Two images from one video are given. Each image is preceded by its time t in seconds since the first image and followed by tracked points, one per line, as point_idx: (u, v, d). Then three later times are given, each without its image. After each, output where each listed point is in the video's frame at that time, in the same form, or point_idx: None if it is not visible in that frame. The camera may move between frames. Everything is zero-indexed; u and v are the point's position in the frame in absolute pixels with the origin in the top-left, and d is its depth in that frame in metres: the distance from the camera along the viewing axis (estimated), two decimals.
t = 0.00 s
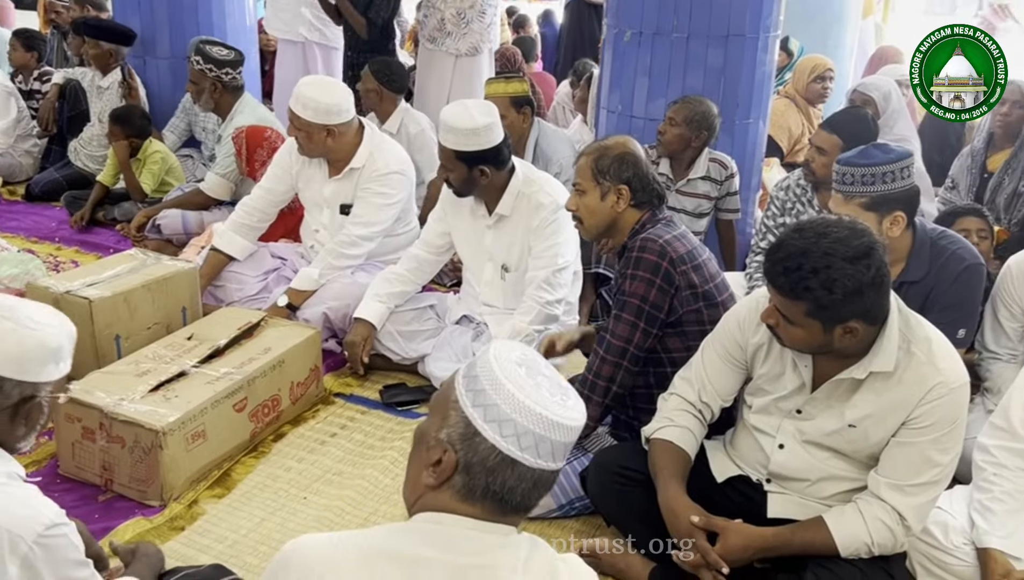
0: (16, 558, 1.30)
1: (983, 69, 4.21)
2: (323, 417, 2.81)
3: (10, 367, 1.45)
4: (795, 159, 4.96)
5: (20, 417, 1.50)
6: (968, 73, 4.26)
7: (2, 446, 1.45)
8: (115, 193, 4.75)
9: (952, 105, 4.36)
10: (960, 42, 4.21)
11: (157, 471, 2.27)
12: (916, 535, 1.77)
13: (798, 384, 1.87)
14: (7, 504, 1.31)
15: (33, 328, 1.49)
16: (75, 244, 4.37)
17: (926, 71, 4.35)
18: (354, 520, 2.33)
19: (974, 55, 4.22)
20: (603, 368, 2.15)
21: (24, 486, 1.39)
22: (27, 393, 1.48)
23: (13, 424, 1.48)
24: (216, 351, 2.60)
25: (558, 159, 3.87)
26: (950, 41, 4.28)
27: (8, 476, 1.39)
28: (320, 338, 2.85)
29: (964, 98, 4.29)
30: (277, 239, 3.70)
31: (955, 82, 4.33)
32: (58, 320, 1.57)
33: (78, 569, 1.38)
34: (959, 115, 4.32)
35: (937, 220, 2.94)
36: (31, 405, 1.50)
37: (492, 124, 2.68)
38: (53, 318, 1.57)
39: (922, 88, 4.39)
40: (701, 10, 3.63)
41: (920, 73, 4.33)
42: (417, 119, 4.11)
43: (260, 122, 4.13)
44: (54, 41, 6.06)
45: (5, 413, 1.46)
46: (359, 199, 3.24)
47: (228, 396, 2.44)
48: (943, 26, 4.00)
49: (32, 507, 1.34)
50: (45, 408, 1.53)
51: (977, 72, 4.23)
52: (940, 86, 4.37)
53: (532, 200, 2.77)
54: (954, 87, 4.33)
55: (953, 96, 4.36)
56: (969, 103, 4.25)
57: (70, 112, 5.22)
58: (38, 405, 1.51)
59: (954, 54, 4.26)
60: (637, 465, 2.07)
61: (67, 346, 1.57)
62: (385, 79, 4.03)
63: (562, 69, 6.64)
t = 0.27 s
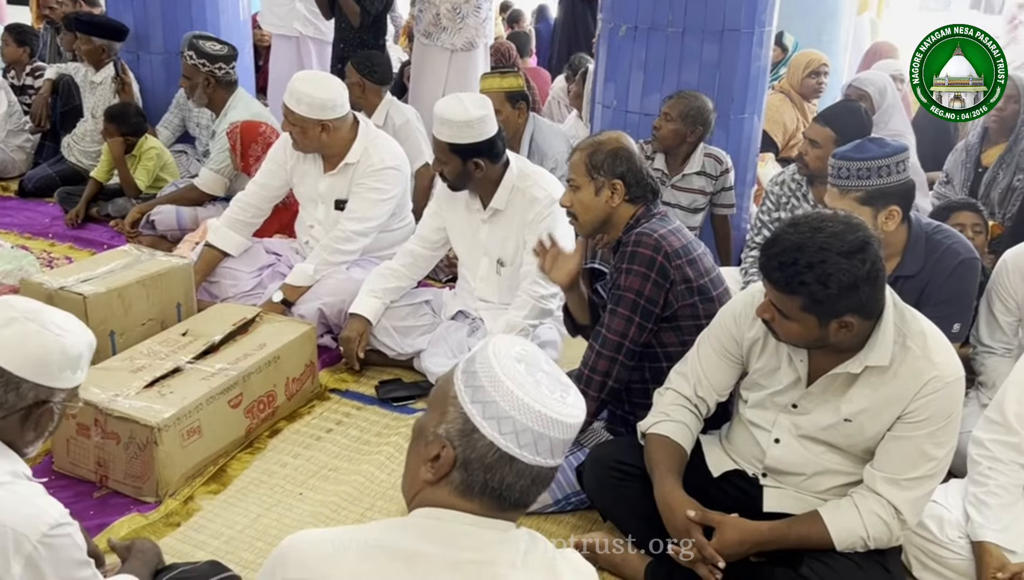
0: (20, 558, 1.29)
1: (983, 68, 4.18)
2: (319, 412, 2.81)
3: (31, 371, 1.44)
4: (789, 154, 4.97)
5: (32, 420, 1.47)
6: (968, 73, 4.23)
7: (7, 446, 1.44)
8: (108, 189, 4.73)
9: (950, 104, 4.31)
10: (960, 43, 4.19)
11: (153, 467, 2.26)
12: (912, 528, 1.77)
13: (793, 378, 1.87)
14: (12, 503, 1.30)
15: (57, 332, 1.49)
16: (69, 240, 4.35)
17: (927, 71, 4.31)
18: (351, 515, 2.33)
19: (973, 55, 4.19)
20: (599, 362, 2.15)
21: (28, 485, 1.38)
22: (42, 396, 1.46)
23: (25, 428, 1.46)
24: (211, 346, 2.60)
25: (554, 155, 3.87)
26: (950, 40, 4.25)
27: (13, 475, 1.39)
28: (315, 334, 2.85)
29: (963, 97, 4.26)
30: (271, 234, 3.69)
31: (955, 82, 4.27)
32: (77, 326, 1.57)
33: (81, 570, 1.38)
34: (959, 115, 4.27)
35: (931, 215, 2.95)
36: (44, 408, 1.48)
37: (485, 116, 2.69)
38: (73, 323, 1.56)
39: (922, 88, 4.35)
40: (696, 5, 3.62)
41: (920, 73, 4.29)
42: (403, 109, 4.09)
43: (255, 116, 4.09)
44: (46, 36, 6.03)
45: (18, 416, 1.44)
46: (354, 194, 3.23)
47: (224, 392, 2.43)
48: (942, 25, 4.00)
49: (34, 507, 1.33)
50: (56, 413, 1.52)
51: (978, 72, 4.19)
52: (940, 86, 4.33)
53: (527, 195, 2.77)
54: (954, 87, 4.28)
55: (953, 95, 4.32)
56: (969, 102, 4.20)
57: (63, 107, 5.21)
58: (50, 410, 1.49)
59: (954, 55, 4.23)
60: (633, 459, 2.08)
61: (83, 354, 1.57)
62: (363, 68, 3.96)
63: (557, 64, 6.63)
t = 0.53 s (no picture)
0: (15, 558, 1.29)
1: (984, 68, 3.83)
2: (308, 409, 2.80)
3: (31, 366, 1.44)
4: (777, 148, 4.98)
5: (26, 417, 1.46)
6: (969, 72, 3.88)
7: None
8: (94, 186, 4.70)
9: (952, 105, 3.86)
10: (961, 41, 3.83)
11: (141, 464, 2.25)
12: (901, 519, 1.78)
13: (783, 371, 1.87)
14: (7, 503, 1.30)
15: (55, 328, 1.50)
16: (55, 237, 4.32)
17: (926, 69, 3.97)
18: (341, 512, 2.32)
19: (973, 55, 3.83)
20: (589, 357, 2.15)
21: (24, 484, 1.38)
22: (36, 391, 1.45)
23: (17, 425, 1.44)
24: (199, 343, 2.58)
25: (542, 150, 3.89)
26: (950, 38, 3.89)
27: (8, 475, 1.38)
28: (303, 331, 2.83)
29: (964, 97, 3.89)
30: (259, 230, 3.67)
31: (955, 82, 3.92)
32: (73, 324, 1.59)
33: (75, 570, 1.37)
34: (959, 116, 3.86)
35: (918, 208, 2.96)
36: (38, 406, 1.47)
37: (477, 112, 2.68)
38: (70, 322, 1.57)
39: (922, 87, 4.00)
40: None
41: (919, 70, 3.94)
42: (383, 103, 4.04)
43: (242, 113, 4.09)
44: (30, 32, 5.98)
45: (13, 411, 1.43)
46: (342, 189, 3.22)
47: (212, 389, 2.42)
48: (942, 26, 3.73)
49: (29, 507, 1.32)
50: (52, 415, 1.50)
51: (978, 72, 3.84)
52: (941, 86, 3.96)
53: (517, 190, 2.77)
54: (954, 87, 3.92)
55: (954, 96, 3.93)
56: (970, 103, 3.83)
57: (47, 104, 5.20)
58: (46, 407, 1.48)
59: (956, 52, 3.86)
60: (623, 454, 2.08)
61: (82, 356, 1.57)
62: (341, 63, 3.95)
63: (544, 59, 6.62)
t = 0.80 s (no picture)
0: None
1: (983, 69, 4.12)
2: (287, 407, 2.79)
3: (4, 363, 1.43)
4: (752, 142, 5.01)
5: None
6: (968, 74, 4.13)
7: None
8: (67, 185, 4.63)
9: (952, 103, 4.03)
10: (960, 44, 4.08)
11: (118, 466, 2.23)
12: (878, 510, 1.80)
13: (761, 364, 1.88)
14: None
15: (29, 327, 1.50)
16: (28, 237, 4.27)
17: (926, 71, 4.19)
18: (322, 510, 2.31)
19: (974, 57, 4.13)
20: (568, 352, 2.16)
21: None
22: (8, 389, 1.44)
23: None
24: (176, 343, 2.56)
25: (520, 145, 3.88)
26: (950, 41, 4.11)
27: None
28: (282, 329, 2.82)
29: (963, 97, 4.05)
30: (235, 229, 3.64)
31: (954, 83, 4.13)
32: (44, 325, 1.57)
33: (50, 574, 1.35)
34: (958, 115, 3.84)
35: (893, 201, 2.98)
36: (10, 404, 1.46)
37: (452, 125, 2.63)
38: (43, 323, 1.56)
39: (922, 88, 4.19)
40: None
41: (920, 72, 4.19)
42: (358, 99, 4.02)
43: (217, 110, 4.06)
44: None
45: None
46: (320, 186, 3.20)
47: (189, 388, 2.40)
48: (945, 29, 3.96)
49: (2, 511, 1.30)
50: (24, 414, 1.49)
51: (978, 72, 4.11)
52: (940, 86, 4.15)
53: (496, 186, 2.76)
54: (954, 86, 4.13)
55: (953, 95, 4.11)
56: (968, 101, 4.02)
57: (19, 103, 5.09)
58: (19, 407, 1.47)
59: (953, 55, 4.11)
60: (603, 448, 2.08)
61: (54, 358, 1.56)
62: (313, 60, 3.92)
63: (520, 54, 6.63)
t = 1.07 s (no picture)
0: None
1: (985, 69, 3.18)
2: (249, 409, 2.76)
3: None
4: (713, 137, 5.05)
5: None
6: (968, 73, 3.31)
7: None
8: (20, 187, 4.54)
9: (951, 104, 3.33)
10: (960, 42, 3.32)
11: (75, 472, 2.19)
12: (838, 499, 1.83)
13: (721, 357, 1.90)
14: None
15: None
16: None
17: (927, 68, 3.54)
18: (285, 513, 2.28)
19: (975, 54, 3.23)
20: (532, 349, 2.16)
21: None
22: None
23: None
24: (134, 346, 2.52)
25: (482, 142, 3.86)
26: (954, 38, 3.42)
27: None
28: (242, 330, 2.79)
29: (964, 97, 3.28)
30: (193, 229, 3.58)
31: (954, 83, 3.38)
32: None
33: None
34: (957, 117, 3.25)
35: (849, 193, 3.02)
36: None
37: (409, 133, 2.60)
38: None
39: (921, 88, 3.55)
40: None
41: (918, 71, 3.53)
42: (317, 97, 3.98)
43: (174, 109, 4.00)
44: None
45: None
46: (279, 186, 3.16)
47: (149, 393, 2.36)
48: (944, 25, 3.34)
49: None
50: None
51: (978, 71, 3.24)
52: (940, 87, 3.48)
53: (458, 184, 2.76)
54: (954, 87, 3.38)
55: (954, 96, 3.39)
56: (968, 103, 3.23)
57: None
58: None
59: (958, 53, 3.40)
60: (567, 442, 2.09)
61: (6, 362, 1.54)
62: (273, 58, 3.87)
63: (482, 51, 6.63)
